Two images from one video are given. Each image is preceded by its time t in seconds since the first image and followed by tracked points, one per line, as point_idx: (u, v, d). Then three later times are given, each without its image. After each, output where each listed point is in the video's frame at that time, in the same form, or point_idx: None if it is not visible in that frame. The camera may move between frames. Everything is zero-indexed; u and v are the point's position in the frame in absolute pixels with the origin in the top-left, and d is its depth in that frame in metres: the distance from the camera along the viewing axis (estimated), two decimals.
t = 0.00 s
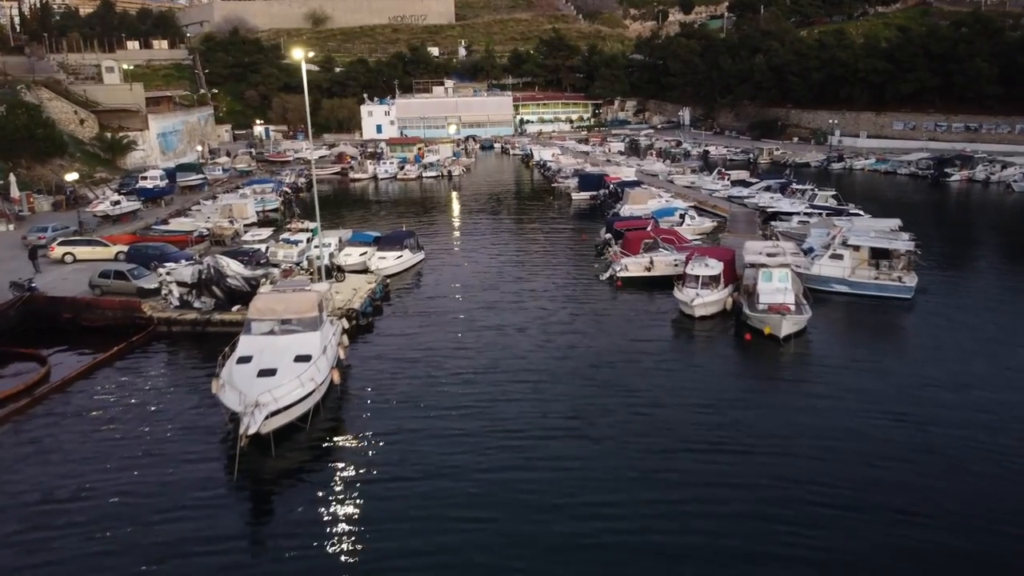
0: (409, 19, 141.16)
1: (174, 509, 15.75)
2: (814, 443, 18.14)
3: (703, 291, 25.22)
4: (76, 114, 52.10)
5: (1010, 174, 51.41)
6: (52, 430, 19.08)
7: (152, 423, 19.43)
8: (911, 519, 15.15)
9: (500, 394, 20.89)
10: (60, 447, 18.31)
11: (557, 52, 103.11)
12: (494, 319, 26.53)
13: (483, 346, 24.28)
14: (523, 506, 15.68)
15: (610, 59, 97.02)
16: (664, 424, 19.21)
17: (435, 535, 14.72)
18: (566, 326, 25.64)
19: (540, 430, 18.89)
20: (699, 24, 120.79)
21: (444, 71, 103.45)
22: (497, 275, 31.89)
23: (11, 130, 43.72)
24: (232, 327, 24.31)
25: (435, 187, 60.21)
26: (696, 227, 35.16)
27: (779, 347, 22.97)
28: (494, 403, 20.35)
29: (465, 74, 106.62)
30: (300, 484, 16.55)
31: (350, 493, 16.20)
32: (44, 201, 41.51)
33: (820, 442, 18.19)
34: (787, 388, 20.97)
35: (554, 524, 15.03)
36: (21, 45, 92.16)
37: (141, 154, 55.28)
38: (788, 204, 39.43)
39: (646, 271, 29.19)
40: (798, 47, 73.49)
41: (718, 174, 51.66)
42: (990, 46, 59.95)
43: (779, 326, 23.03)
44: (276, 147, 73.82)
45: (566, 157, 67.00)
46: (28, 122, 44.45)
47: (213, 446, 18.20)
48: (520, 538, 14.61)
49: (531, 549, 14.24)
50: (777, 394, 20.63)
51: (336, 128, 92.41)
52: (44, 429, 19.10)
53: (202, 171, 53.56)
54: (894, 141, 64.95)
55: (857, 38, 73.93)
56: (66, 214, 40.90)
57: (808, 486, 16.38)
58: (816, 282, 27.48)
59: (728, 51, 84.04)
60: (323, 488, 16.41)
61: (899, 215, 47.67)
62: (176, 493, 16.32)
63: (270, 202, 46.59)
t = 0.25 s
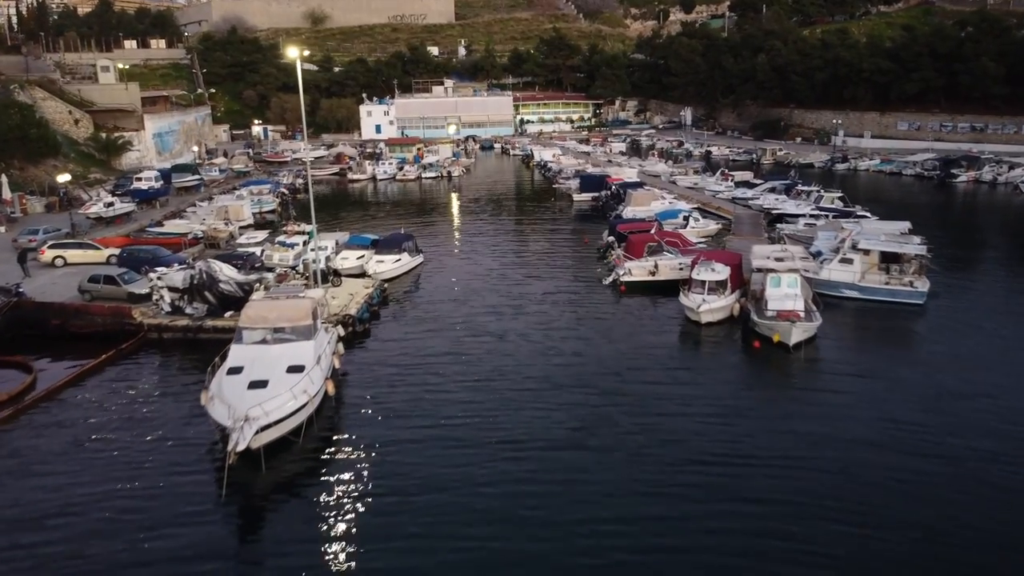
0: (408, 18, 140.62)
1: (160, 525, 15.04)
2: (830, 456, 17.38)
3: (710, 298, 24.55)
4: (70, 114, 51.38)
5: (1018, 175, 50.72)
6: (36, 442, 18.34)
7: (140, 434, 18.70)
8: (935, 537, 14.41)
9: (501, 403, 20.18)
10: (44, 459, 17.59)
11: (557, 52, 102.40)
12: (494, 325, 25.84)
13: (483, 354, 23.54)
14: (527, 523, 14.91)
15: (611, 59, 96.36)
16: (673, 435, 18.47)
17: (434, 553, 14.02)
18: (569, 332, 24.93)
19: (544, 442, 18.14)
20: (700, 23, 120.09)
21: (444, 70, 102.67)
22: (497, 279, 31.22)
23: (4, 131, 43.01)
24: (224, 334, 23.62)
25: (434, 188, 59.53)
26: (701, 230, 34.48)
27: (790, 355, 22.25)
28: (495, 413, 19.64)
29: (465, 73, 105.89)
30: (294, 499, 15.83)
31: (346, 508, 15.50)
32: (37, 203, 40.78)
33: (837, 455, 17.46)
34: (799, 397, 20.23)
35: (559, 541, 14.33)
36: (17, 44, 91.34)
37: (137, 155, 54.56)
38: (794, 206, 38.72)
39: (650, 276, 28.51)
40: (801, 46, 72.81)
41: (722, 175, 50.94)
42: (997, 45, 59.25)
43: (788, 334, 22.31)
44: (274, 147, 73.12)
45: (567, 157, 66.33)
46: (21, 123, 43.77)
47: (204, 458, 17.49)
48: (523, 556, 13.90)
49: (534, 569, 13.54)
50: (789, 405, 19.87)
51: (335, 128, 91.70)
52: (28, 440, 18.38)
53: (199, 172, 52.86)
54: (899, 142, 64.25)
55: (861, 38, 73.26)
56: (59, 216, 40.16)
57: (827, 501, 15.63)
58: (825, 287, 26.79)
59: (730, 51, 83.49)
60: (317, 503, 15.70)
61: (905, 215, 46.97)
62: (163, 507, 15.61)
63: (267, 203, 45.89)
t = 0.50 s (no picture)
0: (408, 17, 140.13)
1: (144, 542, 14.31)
2: (846, 470, 16.62)
3: (716, 304, 23.85)
4: (65, 114, 50.73)
5: None
6: (17, 453, 17.61)
7: (127, 445, 17.97)
8: (959, 556, 13.68)
9: (501, 413, 19.45)
10: (25, 471, 16.86)
11: (558, 51, 101.66)
12: (494, 331, 25.12)
13: (483, 361, 22.80)
14: (529, 541, 14.19)
15: (612, 58, 95.64)
16: (681, 447, 17.71)
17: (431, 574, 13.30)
18: (571, 339, 24.20)
19: (547, 454, 17.39)
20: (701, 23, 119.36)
21: (443, 70, 101.88)
22: (497, 283, 30.50)
23: None
24: (216, 341, 22.90)
25: (434, 189, 58.81)
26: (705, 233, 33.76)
27: (799, 364, 21.52)
28: (495, 424, 18.90)
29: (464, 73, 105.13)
30: (285, 515, 15.07)
31: (340, 525, 14.76)
32: (29, 204, 40.06)
33: (853, 469, 16.69)
34: (811, 408, 19.48)
35: (563, 560, 13.61)
36: (13, 44, 90.55)
37: (132, 155, 53.86)
38: (799, 208, 38.01)
39: (655, 281, 27.80)
40: (804, 46, 72.18)
41: (725, 176, 50.23)
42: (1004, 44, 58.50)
43: (797, 343, 21.58)
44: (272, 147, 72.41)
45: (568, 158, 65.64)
46: (14, 123, 43.11)
47: (192, 471, 16.76)
48: None
49: None
50: (801, 415, 19.12)
51: (334, 128, 90.95)
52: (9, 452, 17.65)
53: (194, 172, 52.16)
54: (903, 142, 63.60)
55: (864, 37, 72.58)
56: (51, 218, 39.45)
57: (845, 518, 14.86)
58: (835, 292, 26.06)
59: (732, 51, 82.76)
60: (310, 519, 14.96)
61: (912, 217, 46.21)
62: (148, 523, 14.87)
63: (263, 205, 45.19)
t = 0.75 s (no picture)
0: (408, 17, 139.58)
1: (127, 561, 13.56)
2: (864, 486, 15.86)
3: (723, 310, 23.14)
4: (58, 114, 50.06)
5: None
6: None
7: (111, 458, 17.22)
8: None
9: (502, 424, 18.73)
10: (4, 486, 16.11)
11: (558, 51, 100.97)
12: (495, 338, 24.40)
13: (483, 369, 22.04)
14: (532, 562, 13.44)
15: (613, 58, 94.99)
16: (691, 461, 16.94)
17: None
18: (573, 346, 23.49)
19: (550, 469, 16.61)
20: (702, 22, 118.65)
21: (443, 69, 101.10)
22: (497, 287, 29.77)
23: None
24: (207, 349, 22.16)
25: (433, 190, 58.09)
26: (709, 236, 33.10)
27: (811, 373, 20.75)
28: (497, 435, 18.16)
29: (464, 72, 104.32)
30: (276, 534, 14.29)
31: (335, 544, 14.01)
32: (21, 206, 39.34)
33: (871, 485, 15.92)
34: (824, 420, 18.72)
35: None
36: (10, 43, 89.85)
37: (127, 155, 53.16)
38: (805, 210, 37.27)
39: (659, 285, 27.09)
40: (807, 46, 71.58)
41: (728, 177, 49.50)
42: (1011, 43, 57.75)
43: (808, 352, 20.83)
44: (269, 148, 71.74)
45: (569, 158, 64.95)
46: (6, 123, 42.42)
47: (179, 485, 16.03)
48: None
49: None
50: (814, 428, 18.35)
51: (333, 128, 90.24)
52: None
53: (190, 174, 51.45)
54: (908, 142, 62.90)
55: (868, 37, 71.92)
56: (42, 220, 38.73)
57: (865, 537, 14.13)
58: (845, 298, 25.34)
59: (734, 50, 82.11)
60: (303, 537, 14.21)
61: (919, 218, 45.47)
62: (132, 541, 14.13)
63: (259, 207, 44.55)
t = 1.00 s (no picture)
0: (407, 16, 138.97)
1: None
2: (883, 504, 15.10)
3: (732, 318, 22.41)
4: (52, 113, 49.30)
5: None
6: None
7: (96, 472, 16.48)
8: None
9: (504, 436, 17.99)
10: None
11: (559, 50, 100.20)
12: (496, 344, 23.66)
13: (483, 378, 21.28)
14: None
15: (615, 57, 94.30)
16: (701, 476, 16.20)
17: None
18: (577, 354, 22.74)
19: (554, 484, 15.86)
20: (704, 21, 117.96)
21: (443, 69, 100.31)
22: (498, 291, 29.03)
23: None
24: (198, 357, 21.42)
25: (433, 190, 57.36)
26: (715, 240, 32.36)
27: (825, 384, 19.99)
28: (499, 448, 17.44)
29: (464, 72, 103.50)
30: (267, 555, 13.55)
31: (328, 566, 13.25)
32: (12, 209, 38.59)
33: (891, 502, 15.17)
34: (839, 432, 17.97)
35: None
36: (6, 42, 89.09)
37: (123, 156, 52.41)
38: (811, 212, 36.51)
39: (665, 291, 26.34)
40: (811, 45, 70.88)
41: (733, 178, 48.72)
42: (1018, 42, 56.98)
43: (821, 363, 20.07)
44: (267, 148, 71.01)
45: (570, 158, 64.23)
46: None
47: (165, 501, 15.27)
48: None
49: None
50: (828, 441, 17.61)
51: (331, 128, 89.50)
52: None
53: (186, 174, 50.72)
54: (913, 143, 62.15)
55: (872, 36, 71.18)
56: (34, 222, 37.98)
57: (887, 558, 13.39)
58: (857, 304, 24.60)
59: (736, 49, 81.41)
60: (295, 558, 13.47)
61: (928, 220, 44.70)
62: (114, 561, 13.39)
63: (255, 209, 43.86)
